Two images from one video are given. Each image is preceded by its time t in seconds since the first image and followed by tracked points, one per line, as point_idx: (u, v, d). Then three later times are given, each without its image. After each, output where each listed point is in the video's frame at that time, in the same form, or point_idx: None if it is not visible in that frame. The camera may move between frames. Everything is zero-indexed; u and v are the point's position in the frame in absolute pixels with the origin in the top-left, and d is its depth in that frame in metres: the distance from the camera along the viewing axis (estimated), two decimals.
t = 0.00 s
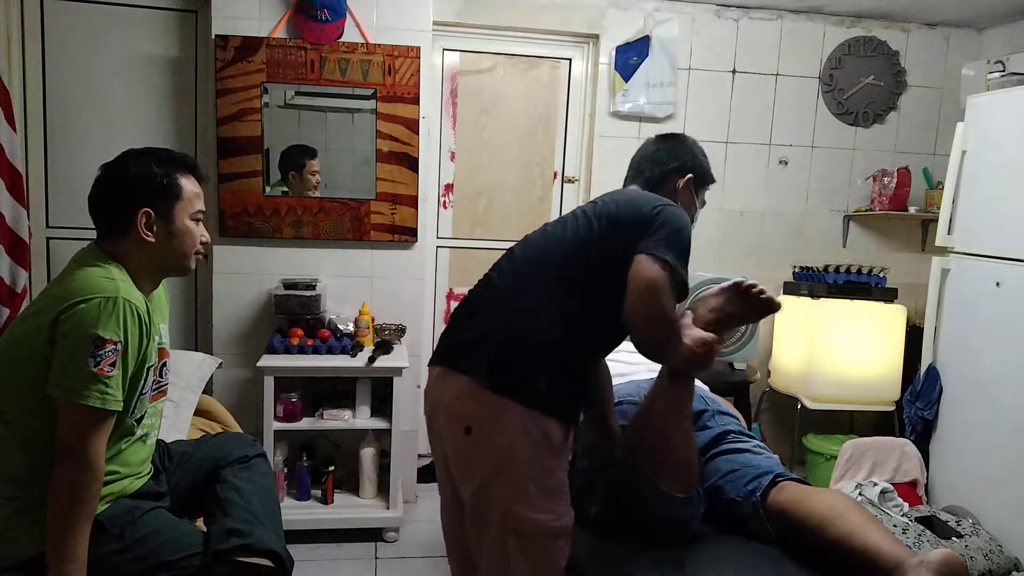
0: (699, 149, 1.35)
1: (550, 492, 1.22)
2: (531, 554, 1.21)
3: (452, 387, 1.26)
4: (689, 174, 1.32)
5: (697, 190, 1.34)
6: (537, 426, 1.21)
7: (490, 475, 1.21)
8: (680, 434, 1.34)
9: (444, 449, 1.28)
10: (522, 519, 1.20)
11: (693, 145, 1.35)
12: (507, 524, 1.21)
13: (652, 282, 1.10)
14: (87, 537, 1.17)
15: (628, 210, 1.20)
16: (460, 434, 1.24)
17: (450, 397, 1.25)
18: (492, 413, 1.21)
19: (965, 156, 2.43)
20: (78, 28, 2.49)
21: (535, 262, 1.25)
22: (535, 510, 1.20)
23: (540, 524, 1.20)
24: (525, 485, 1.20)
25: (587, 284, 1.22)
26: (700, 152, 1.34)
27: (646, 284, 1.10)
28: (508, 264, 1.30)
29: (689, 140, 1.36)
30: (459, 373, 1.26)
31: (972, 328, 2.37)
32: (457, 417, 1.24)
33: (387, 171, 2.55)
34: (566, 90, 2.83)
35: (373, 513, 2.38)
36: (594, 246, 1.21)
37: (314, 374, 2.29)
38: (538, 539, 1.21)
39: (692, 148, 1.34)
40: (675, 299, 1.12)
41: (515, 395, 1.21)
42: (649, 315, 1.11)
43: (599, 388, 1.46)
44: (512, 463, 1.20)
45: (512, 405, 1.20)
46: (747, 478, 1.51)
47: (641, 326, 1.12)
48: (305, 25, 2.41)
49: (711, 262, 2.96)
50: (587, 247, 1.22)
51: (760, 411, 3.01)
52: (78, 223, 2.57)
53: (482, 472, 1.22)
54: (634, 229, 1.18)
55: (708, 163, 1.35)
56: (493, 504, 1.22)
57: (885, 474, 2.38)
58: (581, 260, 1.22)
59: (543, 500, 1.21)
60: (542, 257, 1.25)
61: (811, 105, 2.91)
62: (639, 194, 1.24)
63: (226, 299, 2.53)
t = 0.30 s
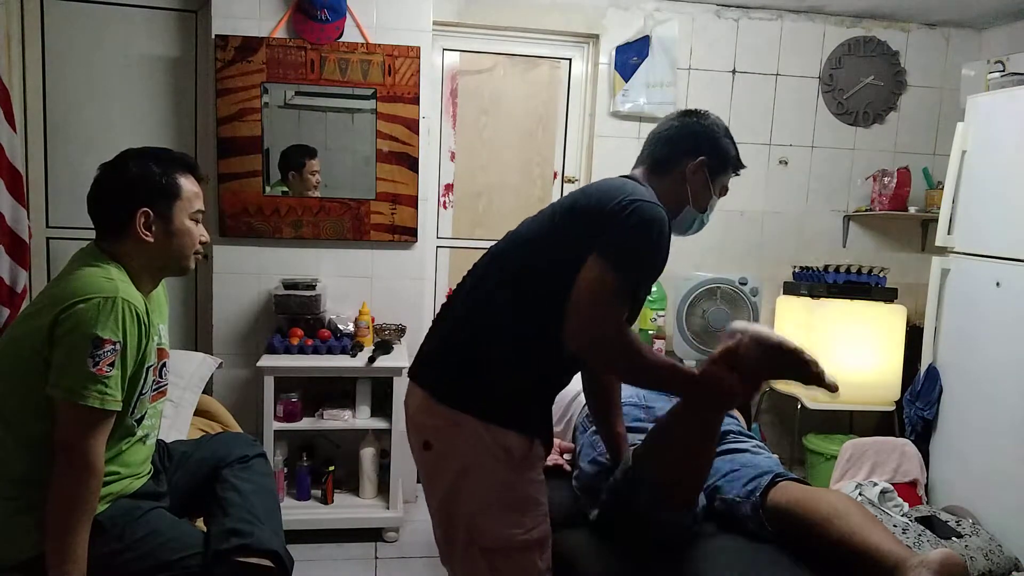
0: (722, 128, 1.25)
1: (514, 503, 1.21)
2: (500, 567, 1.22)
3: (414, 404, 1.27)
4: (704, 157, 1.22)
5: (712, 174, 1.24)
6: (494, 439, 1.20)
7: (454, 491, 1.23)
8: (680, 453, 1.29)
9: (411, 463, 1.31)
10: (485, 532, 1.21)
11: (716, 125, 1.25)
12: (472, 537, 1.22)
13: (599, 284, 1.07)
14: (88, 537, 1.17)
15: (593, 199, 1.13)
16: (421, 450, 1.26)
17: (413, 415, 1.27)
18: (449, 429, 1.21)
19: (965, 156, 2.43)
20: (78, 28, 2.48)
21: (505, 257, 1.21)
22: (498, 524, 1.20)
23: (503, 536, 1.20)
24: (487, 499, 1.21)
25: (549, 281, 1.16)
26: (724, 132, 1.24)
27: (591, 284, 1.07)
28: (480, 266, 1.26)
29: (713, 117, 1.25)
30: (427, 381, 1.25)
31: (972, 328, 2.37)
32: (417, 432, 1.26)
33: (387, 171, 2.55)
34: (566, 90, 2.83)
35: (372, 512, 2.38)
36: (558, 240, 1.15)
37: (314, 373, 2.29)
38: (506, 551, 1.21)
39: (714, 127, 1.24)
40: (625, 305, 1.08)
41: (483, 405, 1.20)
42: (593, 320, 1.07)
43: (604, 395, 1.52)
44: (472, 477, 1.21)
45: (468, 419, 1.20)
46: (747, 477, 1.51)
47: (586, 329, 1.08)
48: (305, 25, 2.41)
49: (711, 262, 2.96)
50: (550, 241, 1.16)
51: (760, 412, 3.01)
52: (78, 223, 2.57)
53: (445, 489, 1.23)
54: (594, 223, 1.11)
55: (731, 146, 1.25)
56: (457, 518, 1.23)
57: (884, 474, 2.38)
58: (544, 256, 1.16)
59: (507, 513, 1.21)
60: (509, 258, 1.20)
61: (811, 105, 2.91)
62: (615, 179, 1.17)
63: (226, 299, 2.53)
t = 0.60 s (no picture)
0: (732, 108, 1.13)
1: (515, 525, 1.06)
2: None
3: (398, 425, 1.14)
4: (713, 144, 1.11)
5: (717, 163, 1.13)
6: (481, 456, 1.04)
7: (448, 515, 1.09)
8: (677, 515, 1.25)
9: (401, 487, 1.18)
10: (485, 560, 1.07)
11: (725, 103, 1.13)
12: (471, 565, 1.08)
13: (593, 317, 0.96)
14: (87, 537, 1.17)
15: (583, 206, 0.98)
16: (409, 472, 1.13)
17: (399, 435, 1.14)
18: (433, 451, 1.07)
19: (965, 156, 2.43)
20: (78, 28, 2.48)
21: (480, 266, 1.05)
22: (496, 547, 1.06)
23: (503, 562, 1.06)
24: (481, 523, 1.06)
25: (531, 301, 1.01)
26: (734, 112, 1.13)
27: (585, 316, 0.97)
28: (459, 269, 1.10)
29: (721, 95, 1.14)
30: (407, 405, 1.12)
31: (972, 329, 2.37)
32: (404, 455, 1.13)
33: (387, 171, 2.55)
34: (566, 90, 2.83)
35: (372, 512, 2.38)
36: (540, 251, 1.00)
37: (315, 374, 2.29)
38: None
39: (724, 105, 1.12)
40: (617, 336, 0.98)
41: (466, 434, 1.04)
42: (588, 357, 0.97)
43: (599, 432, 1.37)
44: (462, 499, 1.06)
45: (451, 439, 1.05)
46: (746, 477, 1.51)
47: (581, 372, 0.98)
48: (305, 25, 2.41)
49: (711, 262, 2.95)
50: (532, 250, 1.01)
51: (760, 412, 3.01)
52: (78, 223, 2.57)
53: (438, 512, 1.10)
54: (586, 236, 0.97)
55: (741, 128, 1.13)
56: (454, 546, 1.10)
57: (885, 474, 2.38)
58: (526, 267, 1.01)
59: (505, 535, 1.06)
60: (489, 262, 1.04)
61: (811, 105, 2.91)
62: (608, 176, 1.03)
63: (225, 299, 2.53)
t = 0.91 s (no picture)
0: (740, 81, 1.05)
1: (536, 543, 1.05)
2: None
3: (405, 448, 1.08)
4: (724, 125, 1.04)
5: (724, 146, 1.06)
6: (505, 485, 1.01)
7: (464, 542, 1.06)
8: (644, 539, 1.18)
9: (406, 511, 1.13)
10: None
11: (734, 76, 1.04)
12: None
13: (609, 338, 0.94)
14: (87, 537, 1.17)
15: (588, 200, 0.92)
16: (420, 499, 1.08)
17: (405, 459, 1.08)
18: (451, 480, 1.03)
19: (965, 156, 2.43)
20: (77, 28, 2.48)
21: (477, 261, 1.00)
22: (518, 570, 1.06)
23: None
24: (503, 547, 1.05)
25: (530, 299, 0.95)
26: (743, 88, 1.05)
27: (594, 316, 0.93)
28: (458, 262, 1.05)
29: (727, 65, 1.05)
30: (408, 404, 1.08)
31: (972, 329, 2.36)
32: (413, 481, 1.08)
33: (387, 171, 2.55)
34: (566, 90, 2.83)
35: (372, 512, 2.38)
36: (539, 245, 0.94)
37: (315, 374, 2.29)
38: None
39: (733, 80, 1.04)
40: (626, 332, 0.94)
41: (466, 435, 1.01)
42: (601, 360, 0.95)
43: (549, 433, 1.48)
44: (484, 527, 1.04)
45: (472, 469, 1.01)
46: (746, 478, 1.51)
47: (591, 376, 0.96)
48: (305, 25, 2.41)
49: (711, 263, 2.95)
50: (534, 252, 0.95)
51: (760, 412, 3.01)
52: (78, 223, 2.57)
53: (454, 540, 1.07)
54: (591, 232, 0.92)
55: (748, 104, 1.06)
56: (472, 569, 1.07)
57: (884, 474, 2.38)
58: (529, 271, 0.95)
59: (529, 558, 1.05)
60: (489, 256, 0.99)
61: (811, 105, 2.91)
62: (616, 174, 0.95)
63: (226, 299, 2.53)
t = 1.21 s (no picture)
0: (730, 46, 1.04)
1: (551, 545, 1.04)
2: None
3: (417, 452, 1.07)
4: (716, 93, 1.03)
5: (717, 112, 1.05)
6: (519, 490, 1.00)
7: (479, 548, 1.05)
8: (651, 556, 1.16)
9: (418, 518, 1.12)
10: None
11: (723, 41, 1.03)
12: None
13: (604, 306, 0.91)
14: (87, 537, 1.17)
15: (581, 177, 0.92)
16: (433, 505, 1.08)
17: (418, 464, 1.08)
18: (465, 486, 1.02)
19: (965, 156, 2.43)
20: (77, 28, 2.48)
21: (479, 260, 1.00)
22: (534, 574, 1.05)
23: None
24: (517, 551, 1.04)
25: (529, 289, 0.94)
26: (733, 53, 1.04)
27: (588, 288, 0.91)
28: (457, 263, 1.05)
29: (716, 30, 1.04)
30: (412, 405, 1.08)
31: (972, 329, 2.36)
32: (426, 486, 1.07)
33: (387, 171, 2.55)
34: (566, 90, 2.83)
35: (372, 512, 2.38)
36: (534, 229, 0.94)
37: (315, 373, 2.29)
38: None
39: (723, 46, 1.03)
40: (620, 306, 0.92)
41: (467, 435, 0.99)
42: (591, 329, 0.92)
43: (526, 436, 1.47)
44: (499, 532, 1.03)
45: (485, 474, 0.99)
46: (745, 478, 1.51)
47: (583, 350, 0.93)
48: (305, 25, 2.41)
49: (711, 263, 2.95)
50: (536, 247, 0.93)
51: (760, 412, 3.01)
52: (78, 223, 2.57)
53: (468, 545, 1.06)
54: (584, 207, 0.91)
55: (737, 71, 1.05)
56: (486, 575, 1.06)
57: (884, 473, 2.38)
58: (532, 265, 0.94)
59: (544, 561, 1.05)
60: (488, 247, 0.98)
61: (811, 105, 2.91)
62: (615, 152, 0.94)
63: (226, 299, 2.53)
